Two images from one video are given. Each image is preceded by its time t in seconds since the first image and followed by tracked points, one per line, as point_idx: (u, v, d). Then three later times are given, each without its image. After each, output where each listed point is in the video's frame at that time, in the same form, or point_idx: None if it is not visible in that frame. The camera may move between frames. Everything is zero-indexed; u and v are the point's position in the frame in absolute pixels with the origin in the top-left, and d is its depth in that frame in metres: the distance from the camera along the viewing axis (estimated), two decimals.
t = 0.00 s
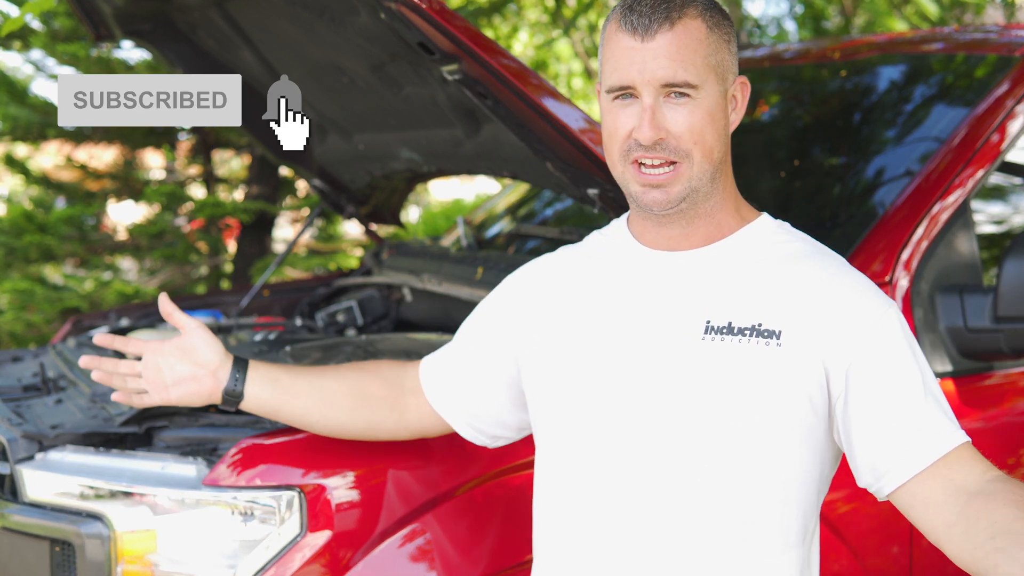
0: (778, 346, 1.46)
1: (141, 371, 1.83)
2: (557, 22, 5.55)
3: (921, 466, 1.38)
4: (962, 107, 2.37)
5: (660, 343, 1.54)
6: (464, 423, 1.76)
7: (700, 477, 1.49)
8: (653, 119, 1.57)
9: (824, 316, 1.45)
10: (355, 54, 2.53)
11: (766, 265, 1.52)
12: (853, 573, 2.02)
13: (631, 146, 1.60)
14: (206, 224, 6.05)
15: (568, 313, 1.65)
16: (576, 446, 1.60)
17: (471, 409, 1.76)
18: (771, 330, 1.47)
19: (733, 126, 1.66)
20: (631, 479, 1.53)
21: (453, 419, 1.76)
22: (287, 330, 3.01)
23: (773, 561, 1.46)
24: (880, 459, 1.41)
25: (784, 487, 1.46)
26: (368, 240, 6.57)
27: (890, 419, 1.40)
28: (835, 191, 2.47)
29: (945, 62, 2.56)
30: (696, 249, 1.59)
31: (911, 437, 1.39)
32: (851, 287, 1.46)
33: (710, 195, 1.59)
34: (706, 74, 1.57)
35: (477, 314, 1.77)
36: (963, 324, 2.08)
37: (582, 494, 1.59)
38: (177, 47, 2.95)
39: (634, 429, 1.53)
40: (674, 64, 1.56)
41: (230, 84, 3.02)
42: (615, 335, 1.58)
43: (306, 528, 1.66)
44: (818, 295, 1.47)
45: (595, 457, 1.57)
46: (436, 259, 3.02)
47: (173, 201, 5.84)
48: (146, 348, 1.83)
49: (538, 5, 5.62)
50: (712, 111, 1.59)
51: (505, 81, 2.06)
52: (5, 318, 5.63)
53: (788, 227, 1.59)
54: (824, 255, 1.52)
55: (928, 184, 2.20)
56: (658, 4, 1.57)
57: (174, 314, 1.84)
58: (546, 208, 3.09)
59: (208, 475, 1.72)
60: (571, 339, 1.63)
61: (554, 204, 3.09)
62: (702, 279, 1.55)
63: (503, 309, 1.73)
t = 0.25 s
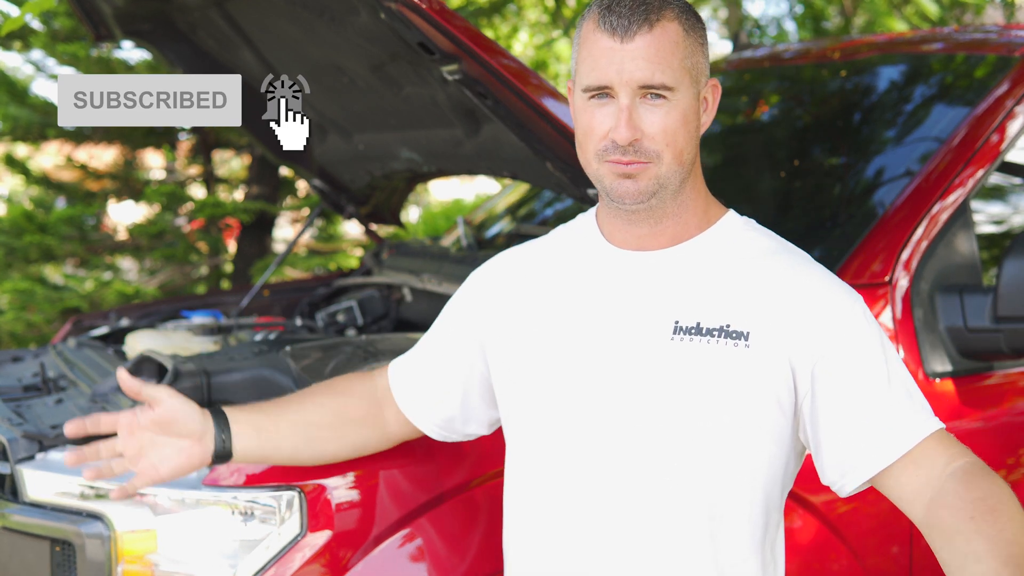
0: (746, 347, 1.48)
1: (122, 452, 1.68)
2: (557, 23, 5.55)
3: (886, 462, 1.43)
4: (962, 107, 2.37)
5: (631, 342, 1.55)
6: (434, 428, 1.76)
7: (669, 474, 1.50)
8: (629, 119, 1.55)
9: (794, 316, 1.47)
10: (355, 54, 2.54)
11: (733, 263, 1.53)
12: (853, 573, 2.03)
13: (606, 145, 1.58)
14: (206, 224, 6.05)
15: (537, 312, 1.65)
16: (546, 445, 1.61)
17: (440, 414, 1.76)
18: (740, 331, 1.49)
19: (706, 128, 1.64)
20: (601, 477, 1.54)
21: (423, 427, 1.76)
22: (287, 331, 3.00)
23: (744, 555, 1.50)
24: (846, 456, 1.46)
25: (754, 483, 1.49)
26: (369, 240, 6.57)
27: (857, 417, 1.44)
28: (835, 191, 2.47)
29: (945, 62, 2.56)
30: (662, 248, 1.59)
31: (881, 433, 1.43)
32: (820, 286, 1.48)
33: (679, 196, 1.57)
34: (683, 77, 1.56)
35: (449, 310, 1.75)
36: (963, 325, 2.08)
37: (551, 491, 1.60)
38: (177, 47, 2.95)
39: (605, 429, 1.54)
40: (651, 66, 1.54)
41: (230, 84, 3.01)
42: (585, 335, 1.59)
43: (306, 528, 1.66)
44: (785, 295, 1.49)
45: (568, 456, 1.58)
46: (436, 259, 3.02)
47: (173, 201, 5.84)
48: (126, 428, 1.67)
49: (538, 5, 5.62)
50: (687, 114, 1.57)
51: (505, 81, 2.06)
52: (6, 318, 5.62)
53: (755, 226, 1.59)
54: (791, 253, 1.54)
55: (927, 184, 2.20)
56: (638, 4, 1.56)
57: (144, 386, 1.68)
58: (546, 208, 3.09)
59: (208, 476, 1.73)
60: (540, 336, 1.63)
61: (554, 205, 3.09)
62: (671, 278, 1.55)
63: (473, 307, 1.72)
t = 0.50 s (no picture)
0: (727, 353, 1.47)
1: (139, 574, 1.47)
2: (558, 23, 5.56)
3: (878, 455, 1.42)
4: (962, 107, 2.37)
5: (613, 346, 1.53)
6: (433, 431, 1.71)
7: (656, 479, 1.50)
8: (614, 121, 1.52)
9: (775, 318, 1.46)
10: (355, 54, 2.54)
11: (715, 263, 1.51)
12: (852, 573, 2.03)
13: (590, 146, 1.55)
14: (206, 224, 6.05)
15: (517, 316, 1.61)
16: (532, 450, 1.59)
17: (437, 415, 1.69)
18: (720, 338, 1.48)
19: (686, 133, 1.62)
20: (587, 482, 1.53)
21: (420, 432, 1.68)
22: (287, 330, 3.01)
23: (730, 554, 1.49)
24: (832, 457, 1.44)
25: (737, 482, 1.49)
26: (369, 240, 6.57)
27: (856, 417, 1.42)
28: (835, 191, 2.47)
29: (945, 63, 2.56)
30: (641, 253, 1.56)
31: (874, 428, 1.41)
32: (800, 286, 1.46)
33: (660, 200, 1.54)
34: (667, 80, 1.53)
35: (428, 315, 1.68)
36: (963, 324, 2.08)
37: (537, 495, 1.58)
38: (177, 47, 2.95)
39: (589, 435, 1.53)
40: (638, 68, 1.51)
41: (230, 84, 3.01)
42: (566, 339, 1.57)
43: (306, 529, 1.66)
44: (767, 292, 1.48)
45: (552, 462, 1.56)
46: (436, 259, 3.03)
47: (173, 201, 5.83)
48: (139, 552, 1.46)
49: (539, 5, 5.63)
50: (671, 117, 1.54)
51: (505, 81, 2.06)
52: (6, 318, 5.63)
53: (731, 217, 1.57)
54: (774, 251, 1.51)
55: (927, 184, 2.20)
56: (624, 6, 1.53)
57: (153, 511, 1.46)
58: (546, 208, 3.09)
59: (208, 475, 1.72)
60: (519, 338, 1.61)
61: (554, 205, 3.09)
62: (653, 281, 1.53)
63: (451, 312, 1.66)
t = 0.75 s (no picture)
0: (738, 356, 1.48)
1: None
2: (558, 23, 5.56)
3: (893, 441, 1.45)
4: (962, 107, 2.37)
5: (618, 349, 1.53)
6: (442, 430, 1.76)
7: (662, 478, 1.50)
8: (610, 118, 1.52)
9: (782, 317, 1.46)
10: (355, 54, 2.54)
11: (718, 264, 1.52)
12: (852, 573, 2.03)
13: (587, 145, 1.55)
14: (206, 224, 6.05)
15: (515, 320, 1.62)
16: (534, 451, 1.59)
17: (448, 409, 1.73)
18: (730, 340, 1.48)
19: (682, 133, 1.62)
20: (591, 483, 1.53)
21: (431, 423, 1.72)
22: (287, 330, 3.01)
23: (745, 546, 1.52)
24: (859, 443, 1.46)
25: (747, 476, 1.51)
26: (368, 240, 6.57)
27: (864, 413, 1.44)
28: (835, 191, 2.47)
29: (945, 63, 2.56)
30: (643, 254, 1.56)
31: (886, 417, 1.44)
32: (804, 284, 1.47)
33: (657, 200, 1.55)
34: (663, 77, 1.54)
35: (431, 313, 1.71)
36: (963, 324, 2.08)
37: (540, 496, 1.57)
38: (177, 47, 2.95)
39: (594, 437, 1.53)
40: (632, 65, 1.52)
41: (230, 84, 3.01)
42: (565, 343, 1.57)
43: (306, 528, 1.65)
44: (772, 292, 1.48)
45: (557, 465, 1.56)
46: (437, 259, 3.03)
47: (173, 201, 5.83)
48: None
49: (539, 5, 5.63)
50: (666, 115, 1.54)
51: (505, 81, 2.06)
52: (6, 318, 5.63)
53: (728, 218, 1.58)
54: (773, 249, 1.53)
55: (927, 184, 2.20)
56: (618, 4, 1.54)
57: None
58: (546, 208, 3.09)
59: (208, 476, 1.71)
60: (522, 342, 1.60)
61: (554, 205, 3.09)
62: (658, 283, 1.54)
63: (449, 314, 1.68)
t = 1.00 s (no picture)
0: (747, 359, 1.47)
1: None
2: (557, 23, 5.55)
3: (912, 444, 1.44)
4: (962, 107, 2.37)
5: (629, 352, 1.53)
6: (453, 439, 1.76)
7: (674, 480, 1.49)
8: (615, 118, 1.53)
9: (792, 320, 1.46)
10: (355, 55, 2.54)
11: (731, 266, 1.52)
12: (852, 573, 2.03)
13: (594, 147, 1.56)
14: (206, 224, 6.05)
15: (527, 322, 1.62)
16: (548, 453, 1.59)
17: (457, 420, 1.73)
18: (740, 343, 1.47)
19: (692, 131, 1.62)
20: (604, 484, 1.53)
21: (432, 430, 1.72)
22: (287, 330, 3.01)
23: (761, 550, 1.51)
24: (866, 452, 1.45)
25: (763, 479, 1.50)
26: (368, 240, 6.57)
27: (879, 416, 1.44)
28: (835, 191, 2.47)
29: (945, 63, 2.56)
30: (655, 255, 1.56)
31: (901, 419, 1.44)
32: (815, 287, 1.47)
33: (669, 200, 1.55)
34: (668, 76, 1.55)
35: (443, 316, 1.71)
36: (963, 324, 2.08)
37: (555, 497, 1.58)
38: (177, 47, 2.95)
39: (606, 438, 1.53)
40: (636, 65, 1.53)
41: (230, 84, 3.01)
42: (578, 345, 1.57)
43: (306, 528, 1.65)
44: (784, 294, 1.48)
45: (570, 466, 1.56)
46: (436, 259, 3.02)
47: (173, 201, 5.83)
48: None
49: (539, 5, 5.63)
50: (673, 114, 1.55)
51: (505, 81, 2.06)
52: (6, 318, 5.62)
53: (742, 221, 1.58)
54: (788, 253, 1.52)
55: (927, 184, 2.20)
56: (621, 5, 1.55)
57: None
58: (546, 208, 3.09)
59: (208, 476, 1.71)
60: (534, 345, 1.61)
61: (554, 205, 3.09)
62: (669, 285, 1.53)
63: (462, 317, 1.69)
